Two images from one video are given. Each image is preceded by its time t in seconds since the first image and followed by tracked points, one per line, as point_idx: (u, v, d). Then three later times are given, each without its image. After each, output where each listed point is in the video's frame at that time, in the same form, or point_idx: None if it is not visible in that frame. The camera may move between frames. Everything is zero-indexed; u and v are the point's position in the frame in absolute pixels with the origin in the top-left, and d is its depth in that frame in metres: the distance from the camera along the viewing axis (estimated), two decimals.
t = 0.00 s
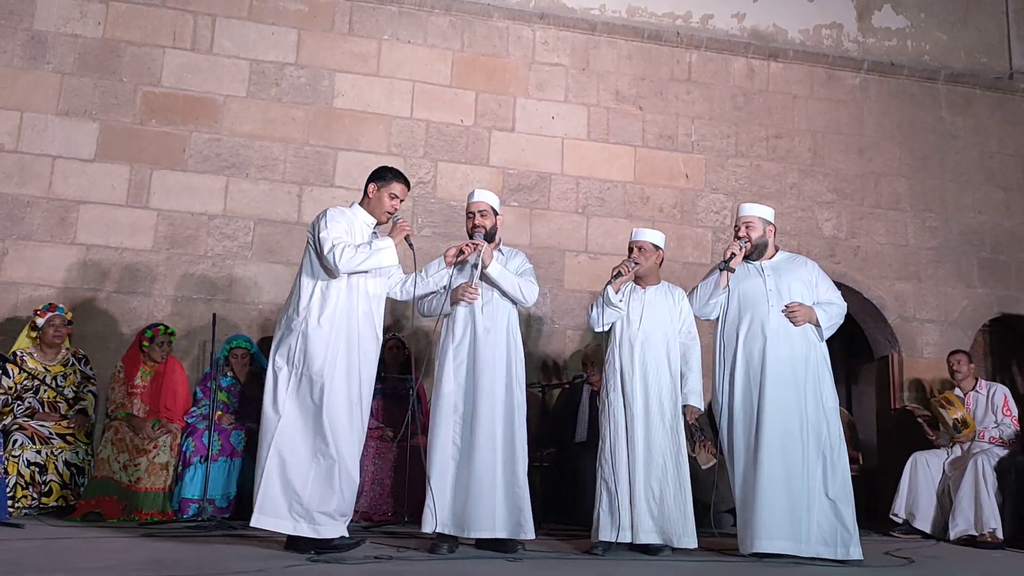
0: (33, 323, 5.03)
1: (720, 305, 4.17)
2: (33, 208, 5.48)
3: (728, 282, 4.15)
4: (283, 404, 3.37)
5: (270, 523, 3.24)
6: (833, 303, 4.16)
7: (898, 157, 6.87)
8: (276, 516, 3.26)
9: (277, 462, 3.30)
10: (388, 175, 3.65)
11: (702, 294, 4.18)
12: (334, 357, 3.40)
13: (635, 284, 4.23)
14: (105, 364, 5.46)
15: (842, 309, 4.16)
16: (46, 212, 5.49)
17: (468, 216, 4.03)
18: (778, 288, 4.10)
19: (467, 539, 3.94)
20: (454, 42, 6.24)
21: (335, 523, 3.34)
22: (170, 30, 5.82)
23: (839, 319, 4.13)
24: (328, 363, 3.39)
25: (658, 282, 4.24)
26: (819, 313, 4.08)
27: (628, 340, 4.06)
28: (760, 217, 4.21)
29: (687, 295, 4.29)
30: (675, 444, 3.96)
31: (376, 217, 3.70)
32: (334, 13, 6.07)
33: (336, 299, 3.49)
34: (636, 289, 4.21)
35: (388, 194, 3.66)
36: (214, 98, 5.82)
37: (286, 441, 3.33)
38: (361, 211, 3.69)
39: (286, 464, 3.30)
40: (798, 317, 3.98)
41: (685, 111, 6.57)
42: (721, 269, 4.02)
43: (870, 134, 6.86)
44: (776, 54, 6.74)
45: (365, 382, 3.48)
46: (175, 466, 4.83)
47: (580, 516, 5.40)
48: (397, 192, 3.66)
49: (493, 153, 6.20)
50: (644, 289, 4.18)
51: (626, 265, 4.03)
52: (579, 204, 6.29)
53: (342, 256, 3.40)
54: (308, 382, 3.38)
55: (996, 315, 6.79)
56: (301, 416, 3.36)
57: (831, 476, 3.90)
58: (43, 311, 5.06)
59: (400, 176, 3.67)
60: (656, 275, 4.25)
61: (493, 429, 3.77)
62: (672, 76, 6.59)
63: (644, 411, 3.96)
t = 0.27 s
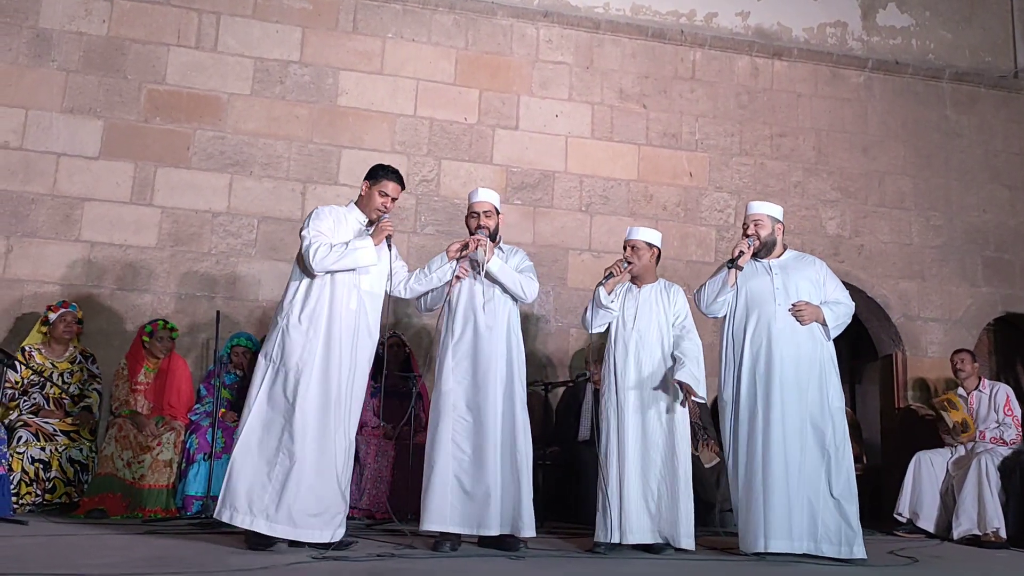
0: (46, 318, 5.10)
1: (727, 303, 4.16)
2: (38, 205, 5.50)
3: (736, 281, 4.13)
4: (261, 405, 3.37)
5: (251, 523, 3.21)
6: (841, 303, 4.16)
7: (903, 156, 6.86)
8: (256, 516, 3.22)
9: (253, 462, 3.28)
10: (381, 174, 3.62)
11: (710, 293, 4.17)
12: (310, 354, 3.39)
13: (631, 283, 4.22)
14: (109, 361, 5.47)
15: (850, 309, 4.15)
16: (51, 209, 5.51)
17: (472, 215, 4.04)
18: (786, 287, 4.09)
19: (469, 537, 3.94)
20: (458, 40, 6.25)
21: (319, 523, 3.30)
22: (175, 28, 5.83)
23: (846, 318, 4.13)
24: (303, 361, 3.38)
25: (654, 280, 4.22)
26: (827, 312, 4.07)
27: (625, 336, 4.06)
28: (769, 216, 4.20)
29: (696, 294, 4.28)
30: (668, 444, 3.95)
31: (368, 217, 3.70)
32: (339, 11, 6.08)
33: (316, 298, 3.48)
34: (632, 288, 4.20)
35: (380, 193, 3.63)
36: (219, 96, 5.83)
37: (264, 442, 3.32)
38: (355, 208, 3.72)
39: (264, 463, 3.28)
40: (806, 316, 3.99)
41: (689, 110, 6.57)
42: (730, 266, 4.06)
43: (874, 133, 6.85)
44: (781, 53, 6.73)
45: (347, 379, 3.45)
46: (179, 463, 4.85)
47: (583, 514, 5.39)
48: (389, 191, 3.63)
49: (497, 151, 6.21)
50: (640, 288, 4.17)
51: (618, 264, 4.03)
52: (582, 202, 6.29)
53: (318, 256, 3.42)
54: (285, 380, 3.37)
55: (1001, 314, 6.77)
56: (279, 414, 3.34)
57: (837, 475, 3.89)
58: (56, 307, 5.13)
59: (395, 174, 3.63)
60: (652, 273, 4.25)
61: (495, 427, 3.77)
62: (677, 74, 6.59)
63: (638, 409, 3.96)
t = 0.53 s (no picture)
0: (48, 321, 5.09)
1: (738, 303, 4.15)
2: (39, 208, 5.50)
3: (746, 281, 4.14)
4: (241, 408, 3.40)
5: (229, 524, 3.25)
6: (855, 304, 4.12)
7: (903, 158, 6.86)
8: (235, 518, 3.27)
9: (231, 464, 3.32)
10: (359, 173, 3.60)
11: (719, 292, 4.17)
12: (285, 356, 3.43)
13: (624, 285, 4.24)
14: (110, 364, 5.47)
15: (863, 312, 4.08)
16: (51, 212, 5.51)
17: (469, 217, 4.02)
18: (795, 288, 4.09)
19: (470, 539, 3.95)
20: (458, 42, 6.25)
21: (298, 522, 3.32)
22: (175, 31, 5.83)
23: (859, 320, 4.07)
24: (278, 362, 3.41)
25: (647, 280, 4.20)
26: (837, 312, 4.02)
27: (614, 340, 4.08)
28: (782, 216, 4.15)
29: (707, 293, 4.27)
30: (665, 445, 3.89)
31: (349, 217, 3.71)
32: (339, 14, 6.09)
33: (292, 301, 3.52)
34: (623, 289, 4.23)
35: (359, 194, 3.61)
36: (219, 99, 5.83)
37: (243, 444, 3.36)
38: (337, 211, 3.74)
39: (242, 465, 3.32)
40: (814, 316, 3.92)
41: (689, 112, 6.57)
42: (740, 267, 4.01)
43: (874, 134, 6.85)
44: (781, 55, 6.74)
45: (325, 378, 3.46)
46: (180, 466, 4.82)
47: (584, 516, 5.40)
48: (367, 191, 3.61)
49: (497, 153, 6.21)
50: (630, 288, 4.19)
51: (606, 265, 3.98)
52: (583, 204, 6.29)
53: (293, 260, 3.46)
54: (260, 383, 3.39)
55: (1001, 316, 6.78)
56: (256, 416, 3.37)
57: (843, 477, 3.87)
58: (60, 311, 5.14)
59: (372, 173, 3.61)
60: (644, 273, 4.22)
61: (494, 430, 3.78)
62: (677, 76, 6.59)
63: (629, 410, 3.97)
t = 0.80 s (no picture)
0: (46, 327, 5.08)
1: (749, 307, 4.16)
2: (37, 214, 5.49)
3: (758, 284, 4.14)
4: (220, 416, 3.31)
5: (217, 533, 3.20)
6: (866, 310, 4.11)
7: (901, 163, 6.87)
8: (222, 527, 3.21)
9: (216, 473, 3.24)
10: (324, 175, 3.56)
11: (731, 295, 4.18)
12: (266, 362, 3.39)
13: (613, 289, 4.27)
14: (108, 369, 5.47)
15: (874, 318, 4.08)
16: (49, 218, 5.51)
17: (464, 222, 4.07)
18: (806, 292, 4.08)
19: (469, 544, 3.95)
20: (456, 48, 6.26)
21: (288, 528, 3.31)
22: (174, 36, 5.84)
23: (870, 329, 4.06)
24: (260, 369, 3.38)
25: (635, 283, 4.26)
26: (846, 318, 4.01)
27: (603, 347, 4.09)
28: (798, 221, 4.19)
29: (720, 295, 4.29)
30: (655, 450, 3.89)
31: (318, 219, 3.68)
32: (337, 20, 6.09)
33: (269, 306, 3.46)
34: (612, 294, 4.25)
35: (324, 195, 3.55)
36: (217, 105, 5.83)
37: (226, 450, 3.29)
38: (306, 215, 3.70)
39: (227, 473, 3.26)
40: (821, 321, 3.95)
41: (687, 117, 6.58)
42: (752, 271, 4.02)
43: (872, 140, 6.86)
44: (779, 61, 6.75)
45: (308, 383, 3.42)
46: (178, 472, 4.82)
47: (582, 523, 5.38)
48: (333, 192, 3.55)
49: (495, 159, 6.21)
50: (619, 292, 4.22)
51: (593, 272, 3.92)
52: (581, 210, 6.29)
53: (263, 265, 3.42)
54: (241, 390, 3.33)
55: (999, 321, 6.78)
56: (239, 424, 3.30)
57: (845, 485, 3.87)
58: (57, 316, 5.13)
59: (337, 175, 3.56)
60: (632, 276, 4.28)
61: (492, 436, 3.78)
62: (675, 82, 6.60)
63: (620, 415, 3.96)
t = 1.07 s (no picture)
0: (43, 328, 5.09)
1: (764, 308, 4.18)
2: (37, 215, 5.50)
3: (772, 286, 4.18)
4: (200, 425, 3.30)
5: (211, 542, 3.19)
6: (884, 313, 4.06)
7: (901, 164, 6.87)
8: (215, 536, 3.20)
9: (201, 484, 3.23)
10: (281, 171, 3.55)
11: (745, 297, 4.23)
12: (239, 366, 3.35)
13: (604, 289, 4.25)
14: (109, 370, 5.48)
15: (892, 321, 4.02)
16: (50, 220, 5.51)
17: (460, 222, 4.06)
18: (819, 294, 4.06)
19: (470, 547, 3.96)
20: (457, 49, 6.26)
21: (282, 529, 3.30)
22: (174, 38, 5.84)
23: (886, 331, 4.01)
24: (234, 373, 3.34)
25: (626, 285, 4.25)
26: (860, 321, 3.97)
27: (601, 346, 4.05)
28: (819, 222, 4.18)
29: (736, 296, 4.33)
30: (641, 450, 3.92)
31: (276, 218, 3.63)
32: (338, 21, 6.10)
33: (233, 309, 3.41)
34: (603, 294, 4.23)
35: (282, 191, 3.56)
36: (218, 106, 5.84)
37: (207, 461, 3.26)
38: (264, 215, 3.64)
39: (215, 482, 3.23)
40: (833, 324, 3.91)
41: (688, 119, 6.59)
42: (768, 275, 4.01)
43: (872, 141, 6.86)
44: (779, 62, 6.75)
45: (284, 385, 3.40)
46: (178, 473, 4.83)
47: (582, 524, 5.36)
48: (289, 187, 3.56)
49: (496, 160, 6.21)
50: (609, 292, 4.21)
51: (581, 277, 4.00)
52: (582, 211, 6.29)
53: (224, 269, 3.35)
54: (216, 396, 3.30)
55: (1000, 322, 6.78)
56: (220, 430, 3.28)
57: (852, 488, 3.84)
58: (53, 317, 5.13)
59: (294, 169, 3.57)
60: (625, 278, 4.28)
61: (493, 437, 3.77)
62: (675, 83, 6.61)
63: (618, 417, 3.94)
